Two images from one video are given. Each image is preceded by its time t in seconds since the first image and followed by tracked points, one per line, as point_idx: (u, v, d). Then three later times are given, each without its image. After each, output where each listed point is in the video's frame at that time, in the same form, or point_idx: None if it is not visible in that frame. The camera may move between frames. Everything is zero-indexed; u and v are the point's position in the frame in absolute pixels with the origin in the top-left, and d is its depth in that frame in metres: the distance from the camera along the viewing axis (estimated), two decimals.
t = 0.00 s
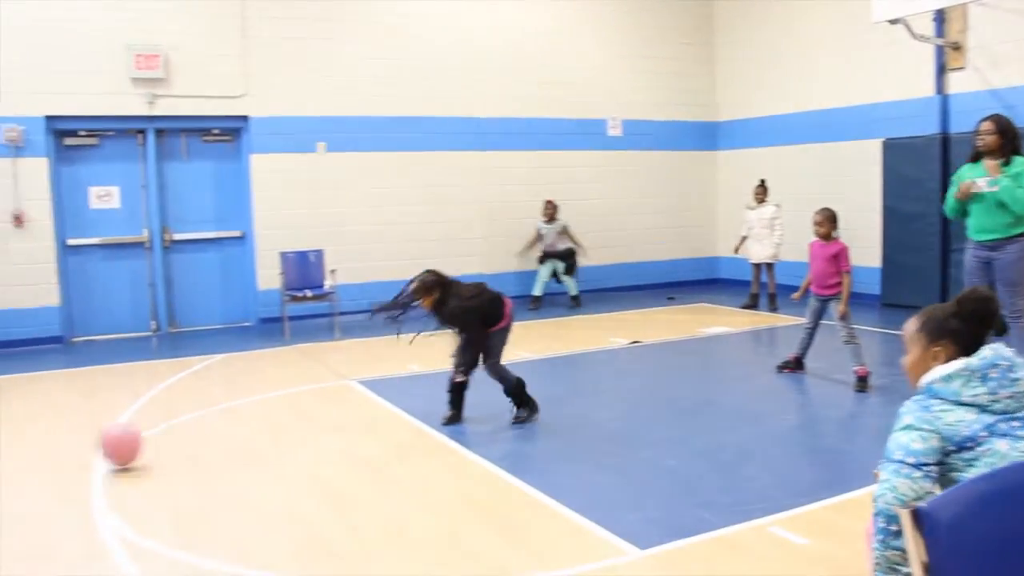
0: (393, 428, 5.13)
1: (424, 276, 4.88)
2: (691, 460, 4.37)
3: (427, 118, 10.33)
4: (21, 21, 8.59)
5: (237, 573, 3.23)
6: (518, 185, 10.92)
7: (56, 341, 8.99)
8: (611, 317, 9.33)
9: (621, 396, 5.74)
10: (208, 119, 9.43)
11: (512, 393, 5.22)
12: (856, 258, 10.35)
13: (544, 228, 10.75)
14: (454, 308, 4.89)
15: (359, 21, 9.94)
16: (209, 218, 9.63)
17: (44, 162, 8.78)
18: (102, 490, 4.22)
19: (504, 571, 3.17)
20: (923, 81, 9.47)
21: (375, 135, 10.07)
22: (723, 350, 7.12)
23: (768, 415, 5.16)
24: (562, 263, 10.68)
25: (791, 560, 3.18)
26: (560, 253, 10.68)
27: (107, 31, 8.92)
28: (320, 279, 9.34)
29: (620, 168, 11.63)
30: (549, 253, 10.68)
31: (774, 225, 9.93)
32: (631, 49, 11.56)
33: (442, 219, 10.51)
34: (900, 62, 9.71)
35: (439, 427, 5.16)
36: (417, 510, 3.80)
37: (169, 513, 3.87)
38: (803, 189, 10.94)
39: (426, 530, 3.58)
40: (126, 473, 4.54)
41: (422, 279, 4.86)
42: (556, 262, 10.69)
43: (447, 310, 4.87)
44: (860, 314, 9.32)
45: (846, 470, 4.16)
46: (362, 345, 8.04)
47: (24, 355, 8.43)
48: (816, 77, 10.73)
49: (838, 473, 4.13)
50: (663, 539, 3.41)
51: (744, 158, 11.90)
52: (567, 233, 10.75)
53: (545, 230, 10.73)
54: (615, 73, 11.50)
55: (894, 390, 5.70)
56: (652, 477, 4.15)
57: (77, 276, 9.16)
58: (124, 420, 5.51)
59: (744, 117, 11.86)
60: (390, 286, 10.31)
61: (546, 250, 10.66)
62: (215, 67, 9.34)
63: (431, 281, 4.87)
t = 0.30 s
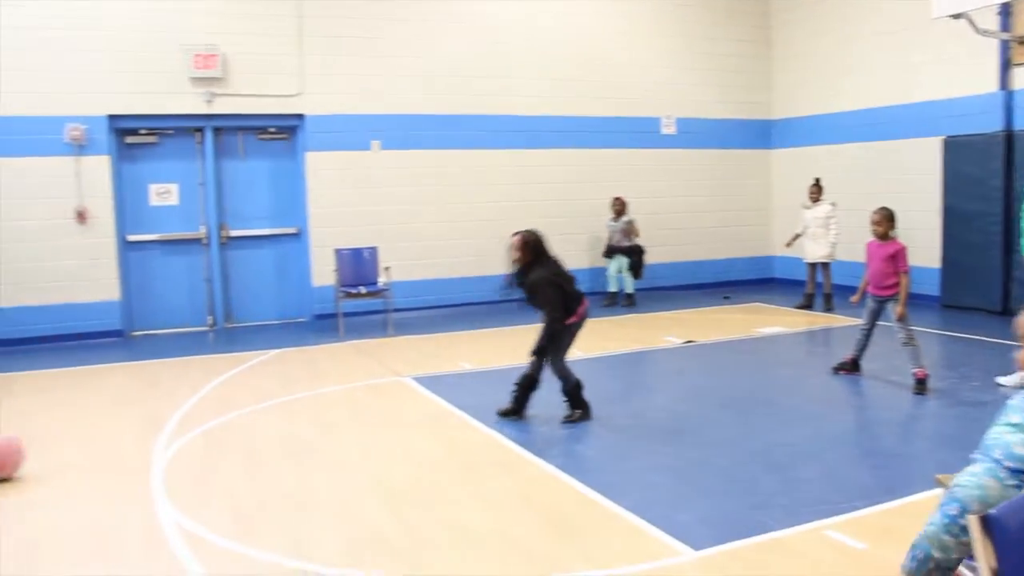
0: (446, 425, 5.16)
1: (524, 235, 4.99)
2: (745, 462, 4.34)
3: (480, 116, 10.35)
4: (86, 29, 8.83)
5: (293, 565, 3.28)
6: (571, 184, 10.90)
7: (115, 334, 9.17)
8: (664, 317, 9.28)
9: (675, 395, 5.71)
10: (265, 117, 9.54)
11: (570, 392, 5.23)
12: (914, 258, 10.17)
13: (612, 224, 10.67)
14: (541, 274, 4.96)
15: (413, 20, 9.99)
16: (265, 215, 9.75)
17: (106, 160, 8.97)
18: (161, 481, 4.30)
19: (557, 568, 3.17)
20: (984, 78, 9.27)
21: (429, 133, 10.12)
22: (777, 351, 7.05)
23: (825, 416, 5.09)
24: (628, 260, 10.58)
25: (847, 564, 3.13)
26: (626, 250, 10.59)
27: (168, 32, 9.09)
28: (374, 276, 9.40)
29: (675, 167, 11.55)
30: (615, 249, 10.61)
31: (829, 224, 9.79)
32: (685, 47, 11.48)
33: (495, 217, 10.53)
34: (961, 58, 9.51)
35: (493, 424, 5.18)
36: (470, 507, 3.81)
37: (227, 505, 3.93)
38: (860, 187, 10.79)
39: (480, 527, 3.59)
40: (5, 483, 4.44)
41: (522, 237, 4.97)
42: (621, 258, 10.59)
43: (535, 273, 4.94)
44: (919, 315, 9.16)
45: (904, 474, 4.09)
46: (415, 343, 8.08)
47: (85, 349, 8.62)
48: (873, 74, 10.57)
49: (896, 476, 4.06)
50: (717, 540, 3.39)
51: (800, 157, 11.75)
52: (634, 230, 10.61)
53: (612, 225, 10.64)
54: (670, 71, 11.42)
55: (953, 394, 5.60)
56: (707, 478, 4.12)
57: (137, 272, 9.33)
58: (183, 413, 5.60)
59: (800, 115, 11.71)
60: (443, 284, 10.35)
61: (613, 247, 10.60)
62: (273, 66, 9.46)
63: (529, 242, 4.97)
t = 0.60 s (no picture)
0: (507, 423, 5.18)
1: (616, 209, 5.09)
2: (809, 464, 4.28)
3: (540, 115, 10.35)
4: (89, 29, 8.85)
5: (354, 559, 3.31)
6: (631, 183, 10.84)
7: (181, 329, 9.35)
8: (725, 317, 9.20)
9: (738, 396, 5.66)
10: (328, 116, 9.65)
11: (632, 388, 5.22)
12: (983, 258, 9.95)
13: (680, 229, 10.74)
14: (635, 250, 5.06)
15: (474, 19, 10.02)
16: (327, 212, 9.85)
17: (173, 158, 9.16)
18: (226, 474, 4.38)
19: (617, 568, 3.17)
20: None
21: (489, 132, 10.15)
22: (841, 352, 6.95)
23: (890, 420, 5.01)
24: (698, 258, 10.58)
25: (916, 570, 3.08)
26: (696, 249, 10.62)
27: (232, 34, 9.24)
28: (435, 274, 9.45)
29: (737, 165, 11.43)
30: (684, 250, 10.65)
31: (893, 224, 9.58)
32: (747, 44, 11.35)
33: (554, 216, 10.52)
34: None
35: (553, 422, 5.19)
36: (531, 506, 3.82)
37: (290, 498, 3.99)
38: (927, 187, 10.58)
39: (541, 525, 3.60)
40: None
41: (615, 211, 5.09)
42: (690, 259, 10.62)
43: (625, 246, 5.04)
44: (988, 318, 8.96)
45: (974, 481, 4.01)
46: (476, 340, 8.11)
47: (151, 343, 8.81)
48: (940, 71, 10.35)
49: (965, 482, 3.98)
50: (779, 542, 3.35)
51: (864, 156, 11.56)
52: (703, 232, 10.70)
53: (681, 230, 10.72)
54: (731, 69, 11.29)
55: None
56: (769, 480, 4.08)
57: (202, 268, 9.50)
58: (247, 408, 5.70)
59: (864, 113, 11.52)
60: (503, 282, 10.38)
61: (682, 248, 10.67)
62: (335, 66, 9.57)
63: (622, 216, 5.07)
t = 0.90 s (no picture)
0: (562, 422, 5.17)
1: (681, 212, 5.18)
2: (869, 468, 4.22)
3: (597, 113, 10.32)
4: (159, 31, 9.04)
5: (410, 555, 3.34)
6: (688, 182, 10.77)
7: (240, 325, 9.48)
8: (782, 318, 9.09)
9: (796, 398, 5.60)
10: (385, 114, 9.72)
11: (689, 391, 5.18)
12: None
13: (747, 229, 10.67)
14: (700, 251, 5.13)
15: (530, 18, 10.01)
16: (385, 211, 9.93)
17: (234, 157, 9.30)
18: (285, 469, 4.44)
19: (674, 569, 3.15)
20: None
21: (545, 131, 10.14)
22: (903, 355, 6.83)
23: (953, 425, 4.91)
24: (766, 259, 10.56)
25: None
26: (764, 249, 10.57)
27: (292, 34, 9.35)
28: (491, 272, 9.47)
29: (796, 165, 11.29)
30: (752, 250, 10.60)
31: (956, 225, 9.42)
32: (806, 43, 11.20)
33: (610, 215, 10.48)
34: None
35: (609, 422, 5.17)
36: (587, 505, 3.81)
37: (347, 493, 4.03)
38: (991, 187, 10.35)
39: (597, 525, 3.59)
40: None
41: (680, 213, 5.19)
42: (759, 258, 10.58)
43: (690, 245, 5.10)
44: None
45: None
46: (531, 339, 8.11)
47: (210, 338, 8.95)
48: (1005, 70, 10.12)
49: None
50: (840, 547, 3.31)
51: (926, 155, 11.34)
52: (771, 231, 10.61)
53: (748, 230, 10.65)
54: (790, 68, 11.15)
55: None
56: (829, 484, 4.02)
57: (262, 265, 9.63)
58: (305, 403, 5.76)
59: (927, 112, 11.30)
60: (559, 281, 10.37)
61: (750, 248, 10.62)
62: (393, 65, 9.64)
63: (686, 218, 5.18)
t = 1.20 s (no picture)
0: (615, 421, 5.16)
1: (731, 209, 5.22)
2: (928, 473, 4.15)
3: (650, 112, 10.26)
4: (219, 30, 9.18)
5: (463, 552, 3.35)
6: (742, 182, 10.67)
7: (294, 321, 9.59)
8: (837, 319, 8.97)
9: (853, 401, 5.52)
10: (439, 113, 9.76)
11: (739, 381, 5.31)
12: None
13: (810, 229, 10.50)
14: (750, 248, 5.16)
15: (584, 16, 9.98)
16: (438, 209, 9.98)
17: (289, 154, 9.40)
18: (340, 465, 4.48)
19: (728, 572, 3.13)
20: None
21: (598, 130, 10.11)
22: (962, 358, 6.70)
23: (1015, 430, 4.81)
24: (832, 259, 10.39)
25: None
26: (829, 250, 10.37)
27: (347, 33, 9.42)
28: (544, 271, 9.47)
29: (853, 165, 11.13)
30: (815, 250, 10.41)
31: (1018, 226, 9.21)
32: (863, 41, 11.02)
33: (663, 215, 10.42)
34: None
35: (662, 422, 5.15)
36: (639, 506, 3.80)
37: (400, 490, 4.06)
38: None
39: (649, 525, 3.58)
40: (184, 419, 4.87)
41: (732, 211, 5.20)
42: (823, 258, 10.40)
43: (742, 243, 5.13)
44: None
45: None
46: (583, 338, 8.09)
47: (265, 334, 9.06)
48: None
49: None
50: (897, 553, 3.26)
51: (986, 155, 11.11)
52: (835, 232, 10.40)
53: (811, 231, 10.47)
54: (847, 66, 10.99)
55: None
56: (886, 488, 3.96)
57: (316, 262, 9.73)
58: (358, 400, 5.81)
59: (988, 111, 11.06)
60: (611, 280, 10.34)
61: (813, 248, 10.44)
62: (447, 64, 9.67)
63: (738, 216, 5.19)
